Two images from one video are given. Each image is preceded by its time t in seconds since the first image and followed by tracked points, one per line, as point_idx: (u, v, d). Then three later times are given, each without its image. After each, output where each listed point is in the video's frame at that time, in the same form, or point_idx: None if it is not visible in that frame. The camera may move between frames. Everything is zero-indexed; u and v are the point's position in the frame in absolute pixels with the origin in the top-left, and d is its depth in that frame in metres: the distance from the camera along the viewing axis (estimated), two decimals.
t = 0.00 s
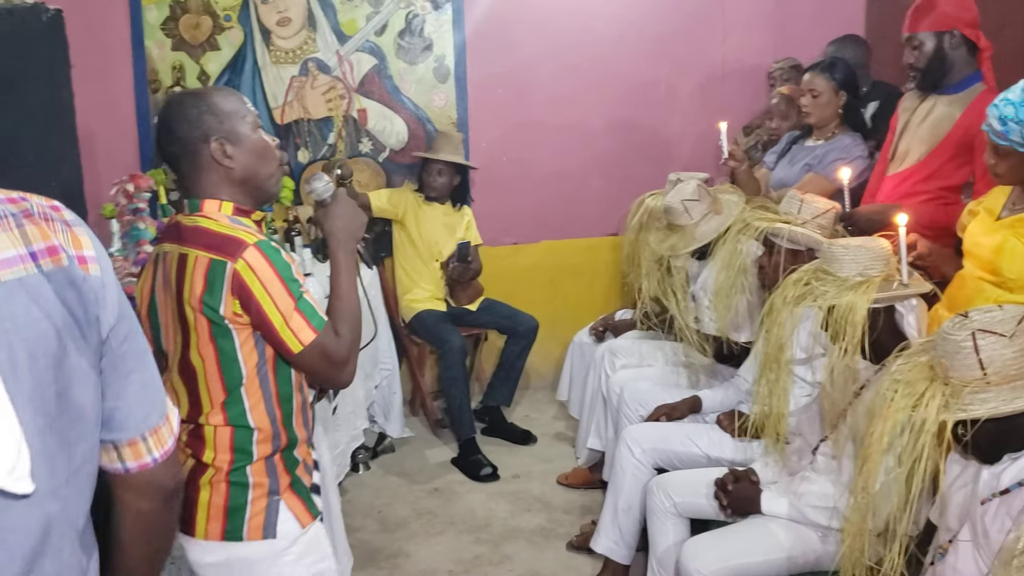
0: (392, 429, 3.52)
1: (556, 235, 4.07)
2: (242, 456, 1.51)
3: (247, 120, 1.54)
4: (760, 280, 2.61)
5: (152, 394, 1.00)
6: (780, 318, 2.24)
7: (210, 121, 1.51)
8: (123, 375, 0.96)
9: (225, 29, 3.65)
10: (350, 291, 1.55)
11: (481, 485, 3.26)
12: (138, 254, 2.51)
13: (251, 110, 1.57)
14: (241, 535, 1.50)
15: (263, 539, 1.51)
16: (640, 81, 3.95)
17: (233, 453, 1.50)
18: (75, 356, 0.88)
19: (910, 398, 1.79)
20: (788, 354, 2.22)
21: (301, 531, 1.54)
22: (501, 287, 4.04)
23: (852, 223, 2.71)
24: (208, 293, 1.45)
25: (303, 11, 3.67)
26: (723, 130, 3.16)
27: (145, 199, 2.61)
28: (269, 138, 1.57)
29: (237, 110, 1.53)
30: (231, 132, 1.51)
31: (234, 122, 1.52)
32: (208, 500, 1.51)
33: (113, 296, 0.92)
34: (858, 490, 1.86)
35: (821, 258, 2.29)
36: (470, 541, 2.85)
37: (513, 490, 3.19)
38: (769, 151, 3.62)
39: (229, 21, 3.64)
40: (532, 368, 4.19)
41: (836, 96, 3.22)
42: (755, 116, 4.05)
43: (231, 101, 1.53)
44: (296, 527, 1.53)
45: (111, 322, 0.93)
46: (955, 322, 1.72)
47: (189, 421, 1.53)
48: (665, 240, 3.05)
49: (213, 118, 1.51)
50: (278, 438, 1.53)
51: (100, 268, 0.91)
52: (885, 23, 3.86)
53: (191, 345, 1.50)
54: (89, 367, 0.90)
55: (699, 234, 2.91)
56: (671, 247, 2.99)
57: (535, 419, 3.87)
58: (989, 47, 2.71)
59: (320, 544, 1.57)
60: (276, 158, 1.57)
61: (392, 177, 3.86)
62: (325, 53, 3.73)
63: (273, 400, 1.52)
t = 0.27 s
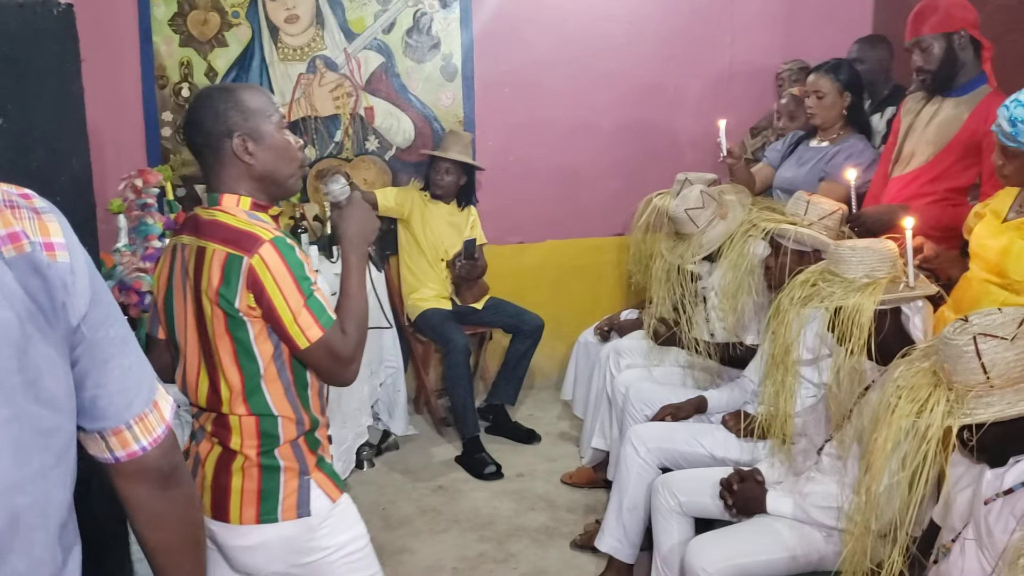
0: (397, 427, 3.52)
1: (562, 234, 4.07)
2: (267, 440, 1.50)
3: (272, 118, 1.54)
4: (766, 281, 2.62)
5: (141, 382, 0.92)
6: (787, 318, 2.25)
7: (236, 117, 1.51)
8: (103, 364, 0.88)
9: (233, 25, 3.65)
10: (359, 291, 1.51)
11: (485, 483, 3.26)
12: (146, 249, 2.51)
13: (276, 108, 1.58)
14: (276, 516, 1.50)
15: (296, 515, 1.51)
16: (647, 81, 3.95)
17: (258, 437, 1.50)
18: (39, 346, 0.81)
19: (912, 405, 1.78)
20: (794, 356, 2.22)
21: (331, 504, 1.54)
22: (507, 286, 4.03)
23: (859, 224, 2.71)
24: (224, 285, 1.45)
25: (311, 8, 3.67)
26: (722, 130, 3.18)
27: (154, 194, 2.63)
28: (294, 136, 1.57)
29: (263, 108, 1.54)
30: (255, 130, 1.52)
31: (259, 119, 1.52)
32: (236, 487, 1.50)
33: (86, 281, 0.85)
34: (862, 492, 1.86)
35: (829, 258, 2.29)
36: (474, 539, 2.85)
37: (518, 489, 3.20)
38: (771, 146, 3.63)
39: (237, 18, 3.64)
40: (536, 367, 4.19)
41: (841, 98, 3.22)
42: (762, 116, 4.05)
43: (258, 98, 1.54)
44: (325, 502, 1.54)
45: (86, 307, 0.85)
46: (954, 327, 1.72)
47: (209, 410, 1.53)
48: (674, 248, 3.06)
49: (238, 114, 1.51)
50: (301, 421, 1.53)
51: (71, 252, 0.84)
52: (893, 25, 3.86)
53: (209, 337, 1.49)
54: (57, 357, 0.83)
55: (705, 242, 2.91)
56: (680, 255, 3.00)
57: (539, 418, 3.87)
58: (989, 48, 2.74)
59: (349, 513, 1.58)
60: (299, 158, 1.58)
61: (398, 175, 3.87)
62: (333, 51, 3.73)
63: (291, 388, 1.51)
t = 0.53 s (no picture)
0: (404, 425, 3.53)
1: (570, 233, 4.07)
2: (310, 432, 1.50)
3: (312, 117, 1.53)
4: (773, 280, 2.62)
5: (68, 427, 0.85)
6: (795, 318, 2.24)
7: (279, 118, 1.50)
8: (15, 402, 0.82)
9: (242, 22, 3.67)
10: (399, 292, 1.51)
11: (492, 481, 3.26)
12: (154, 247, 2.50)
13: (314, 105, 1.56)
14: (319, 503, 1.50)
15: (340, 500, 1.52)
16: (656, 80, 3.95)
17: (300, 427, 1.50)
18: None
19: (922, 410, 1.77)
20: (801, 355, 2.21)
21: (369, 489, 1.56)
22: (514, 284, 4.04)
23: (869, 224, 2.71)
24: (273, 280, 1.43)
25: (320, 6, 3.68)
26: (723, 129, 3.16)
27: (162, 191, 2.59)
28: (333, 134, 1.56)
29: (304, 107, 1.52)
30: (297, 130, 1.51)
31: (301, 119, 1.51)
32: (280, 476, 1.50)
33: None
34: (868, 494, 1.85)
35: (836, 258, 2.28)
36: (481, 537, 2.86)
37: (524, 487, 3.20)
38: (777, 142, 3.61)
39: (246, 15, 3.66)
40: (544, 365, 4.20)
41: (847, 96, 3.21)
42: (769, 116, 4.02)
43: (299, 97, 1.52)
44: (364, 488, 1.55)
45: None
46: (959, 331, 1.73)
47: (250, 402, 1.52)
48: (678, 245, 3.04)
49: (280, 114, 1.50)
50: (340, 411, 1.54)
51: None
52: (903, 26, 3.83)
53: (254, 330, 1.48)
54: None
55: (706, 243, 2.91)
56: (683, 252, 2.98)
57: (546, 416, 3.88)
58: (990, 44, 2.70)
59: (382, 495, 1.60)
60: (336, 155, 1.57)
61: (407, 173, 3.88)
62: (342, 49, 3.73)
63: (332, 380, 1.51)
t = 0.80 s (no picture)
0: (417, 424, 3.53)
1: (584, 233, 4.06)
2: (388, 422, 1.52)
3: (386, 119, 1.53)
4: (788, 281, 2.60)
5: None
6: (809, 318, 2.22)
7: (359, 120, 1.50)
8: None
9: (256, 22, 3.73)
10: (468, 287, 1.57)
11: (505, 481, 3.26)
12: (169, 246, 2.51)
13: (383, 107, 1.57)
14: (390, 491, 1.53)
15: (408, 491, 1.55)
16: (670, 79, 3.92)
17: (377, 420, 1.52)
18: None
19: (942, 414, 1.75)
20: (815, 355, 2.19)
21: (430, 479, 1.59)
22: (528, 283, 4.05)
23: (884, 224, 2.69)
24: (363, 281, 1.44)
25: (334, 5, 3.72)
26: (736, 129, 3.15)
27: (176, 190, 2.62)
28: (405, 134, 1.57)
29: (379, 108, 1.53)
30: (375, 132, 1.51)
31: (378, 120, 1.52)
32: (360, 465, 1.51)
33: None
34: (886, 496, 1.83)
35: (851, 258, 2.26)
36: (494, 536, 2.86)
37: (538, 487, 3.19)
38: (792, 141, 3.59)
39: (260, 14, 3.73)
40: (557, 365, 4.19)
41: (862, 96, 3.18)
42: (783, 117, 3.97)
43: (375, 99, 1.53)
44: (426, 478, 1.59)
45: None
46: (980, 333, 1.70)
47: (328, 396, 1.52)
48: (692, 244, 3.01)
49: (359, 115, 1.50)
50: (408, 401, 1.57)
51: None
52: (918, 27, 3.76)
53: (337, 329, 1.48)
54: None
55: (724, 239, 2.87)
56: (697, 251, 2.95)
57: (560, 416, 3.87)
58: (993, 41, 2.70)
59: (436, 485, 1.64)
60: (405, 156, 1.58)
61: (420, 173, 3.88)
62: (356, 48, 3.76)
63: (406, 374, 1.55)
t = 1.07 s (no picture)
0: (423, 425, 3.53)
1: (589, 234, 4.05)
2: (448, 401, 1.62)
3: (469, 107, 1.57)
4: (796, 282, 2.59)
5: None
6: (816, 319, 2.21)
7: (447, 112, 1.53)
8: None
9: (262, 22, 3.74)
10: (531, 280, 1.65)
11: (511, 481, 3.25)
12: (174, 246, 2.50)
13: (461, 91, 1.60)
14: (445, 468, 1.62)
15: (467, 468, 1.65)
16: (677, 79, 3.91)
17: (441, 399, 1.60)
18: None
19: (955, 414, 1.75)
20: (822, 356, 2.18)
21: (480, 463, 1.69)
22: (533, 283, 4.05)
23: (892, 224, 2.68)
24: (446, 267, 1.51)
25: (339, 6, 3.72)
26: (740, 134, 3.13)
27: (182, 191, 2.65)
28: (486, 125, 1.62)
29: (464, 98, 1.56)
30: (460, 122, 1.55)
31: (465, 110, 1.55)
32: (415, 443, 1.60)
33: None
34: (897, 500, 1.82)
35: (858, 259, 2.24)
36: (500, 538, 2.85)
37: (543, 488, 3.18)
38: (800, 140, 3.57)
39: (265, 14, 3.73)
40: (563, 365, 4.18)
41: (870, 98, 3.16)
42: (789, 117, 3.94)
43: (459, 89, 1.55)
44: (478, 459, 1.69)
45: None
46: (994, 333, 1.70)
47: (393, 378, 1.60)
48: (699, 241, 3.01)
49: (448, 107, 1.53)
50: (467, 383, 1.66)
51: None
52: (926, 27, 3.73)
53: (412, 312, 1.55)
54: None
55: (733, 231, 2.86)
56: (705, 245, 2.96)
57: (566, 417, 3.86)
58: (1001, 41, 2.67)
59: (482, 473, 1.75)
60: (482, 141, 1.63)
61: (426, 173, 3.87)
62: (361, 48, 3.76)
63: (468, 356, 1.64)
